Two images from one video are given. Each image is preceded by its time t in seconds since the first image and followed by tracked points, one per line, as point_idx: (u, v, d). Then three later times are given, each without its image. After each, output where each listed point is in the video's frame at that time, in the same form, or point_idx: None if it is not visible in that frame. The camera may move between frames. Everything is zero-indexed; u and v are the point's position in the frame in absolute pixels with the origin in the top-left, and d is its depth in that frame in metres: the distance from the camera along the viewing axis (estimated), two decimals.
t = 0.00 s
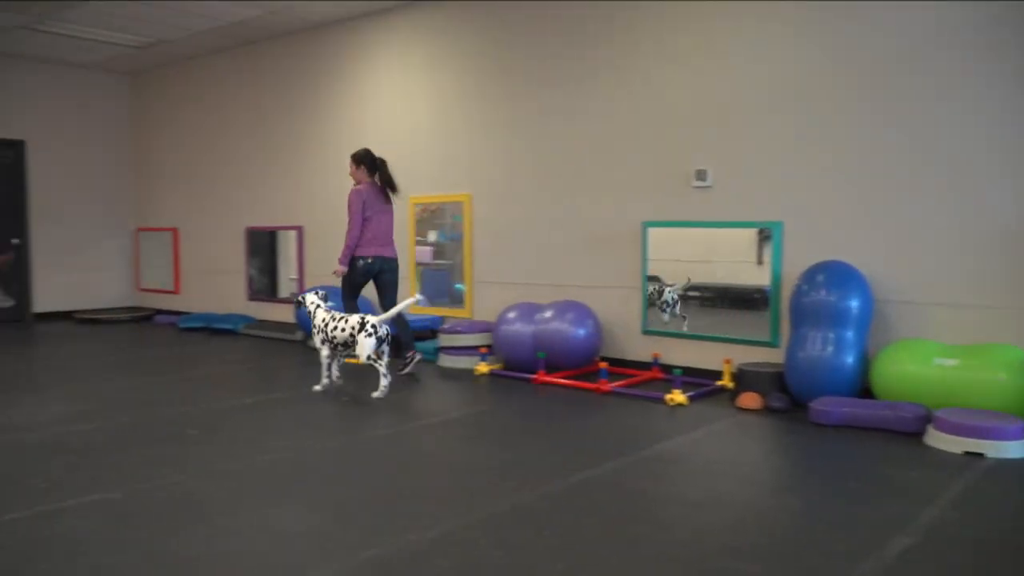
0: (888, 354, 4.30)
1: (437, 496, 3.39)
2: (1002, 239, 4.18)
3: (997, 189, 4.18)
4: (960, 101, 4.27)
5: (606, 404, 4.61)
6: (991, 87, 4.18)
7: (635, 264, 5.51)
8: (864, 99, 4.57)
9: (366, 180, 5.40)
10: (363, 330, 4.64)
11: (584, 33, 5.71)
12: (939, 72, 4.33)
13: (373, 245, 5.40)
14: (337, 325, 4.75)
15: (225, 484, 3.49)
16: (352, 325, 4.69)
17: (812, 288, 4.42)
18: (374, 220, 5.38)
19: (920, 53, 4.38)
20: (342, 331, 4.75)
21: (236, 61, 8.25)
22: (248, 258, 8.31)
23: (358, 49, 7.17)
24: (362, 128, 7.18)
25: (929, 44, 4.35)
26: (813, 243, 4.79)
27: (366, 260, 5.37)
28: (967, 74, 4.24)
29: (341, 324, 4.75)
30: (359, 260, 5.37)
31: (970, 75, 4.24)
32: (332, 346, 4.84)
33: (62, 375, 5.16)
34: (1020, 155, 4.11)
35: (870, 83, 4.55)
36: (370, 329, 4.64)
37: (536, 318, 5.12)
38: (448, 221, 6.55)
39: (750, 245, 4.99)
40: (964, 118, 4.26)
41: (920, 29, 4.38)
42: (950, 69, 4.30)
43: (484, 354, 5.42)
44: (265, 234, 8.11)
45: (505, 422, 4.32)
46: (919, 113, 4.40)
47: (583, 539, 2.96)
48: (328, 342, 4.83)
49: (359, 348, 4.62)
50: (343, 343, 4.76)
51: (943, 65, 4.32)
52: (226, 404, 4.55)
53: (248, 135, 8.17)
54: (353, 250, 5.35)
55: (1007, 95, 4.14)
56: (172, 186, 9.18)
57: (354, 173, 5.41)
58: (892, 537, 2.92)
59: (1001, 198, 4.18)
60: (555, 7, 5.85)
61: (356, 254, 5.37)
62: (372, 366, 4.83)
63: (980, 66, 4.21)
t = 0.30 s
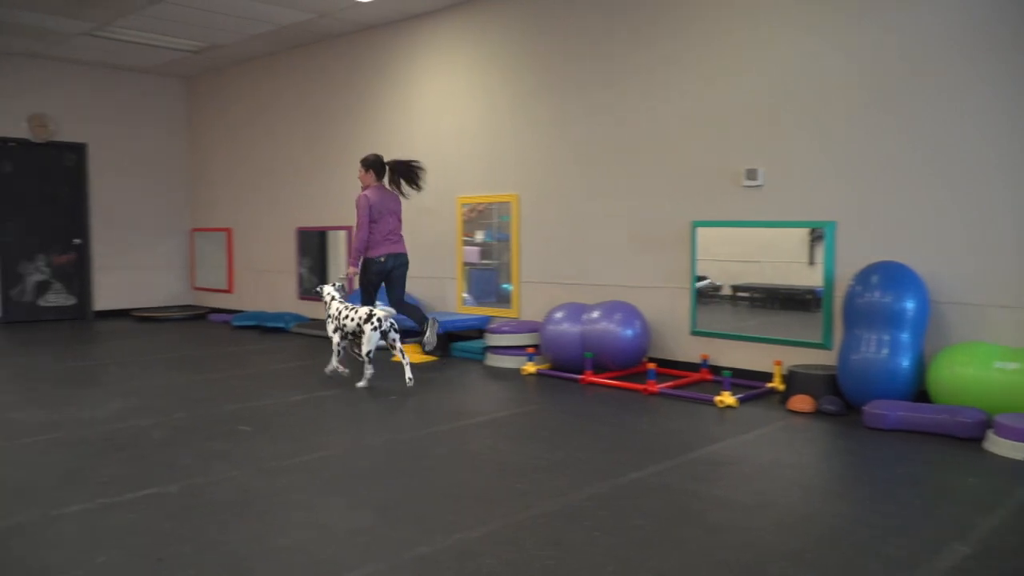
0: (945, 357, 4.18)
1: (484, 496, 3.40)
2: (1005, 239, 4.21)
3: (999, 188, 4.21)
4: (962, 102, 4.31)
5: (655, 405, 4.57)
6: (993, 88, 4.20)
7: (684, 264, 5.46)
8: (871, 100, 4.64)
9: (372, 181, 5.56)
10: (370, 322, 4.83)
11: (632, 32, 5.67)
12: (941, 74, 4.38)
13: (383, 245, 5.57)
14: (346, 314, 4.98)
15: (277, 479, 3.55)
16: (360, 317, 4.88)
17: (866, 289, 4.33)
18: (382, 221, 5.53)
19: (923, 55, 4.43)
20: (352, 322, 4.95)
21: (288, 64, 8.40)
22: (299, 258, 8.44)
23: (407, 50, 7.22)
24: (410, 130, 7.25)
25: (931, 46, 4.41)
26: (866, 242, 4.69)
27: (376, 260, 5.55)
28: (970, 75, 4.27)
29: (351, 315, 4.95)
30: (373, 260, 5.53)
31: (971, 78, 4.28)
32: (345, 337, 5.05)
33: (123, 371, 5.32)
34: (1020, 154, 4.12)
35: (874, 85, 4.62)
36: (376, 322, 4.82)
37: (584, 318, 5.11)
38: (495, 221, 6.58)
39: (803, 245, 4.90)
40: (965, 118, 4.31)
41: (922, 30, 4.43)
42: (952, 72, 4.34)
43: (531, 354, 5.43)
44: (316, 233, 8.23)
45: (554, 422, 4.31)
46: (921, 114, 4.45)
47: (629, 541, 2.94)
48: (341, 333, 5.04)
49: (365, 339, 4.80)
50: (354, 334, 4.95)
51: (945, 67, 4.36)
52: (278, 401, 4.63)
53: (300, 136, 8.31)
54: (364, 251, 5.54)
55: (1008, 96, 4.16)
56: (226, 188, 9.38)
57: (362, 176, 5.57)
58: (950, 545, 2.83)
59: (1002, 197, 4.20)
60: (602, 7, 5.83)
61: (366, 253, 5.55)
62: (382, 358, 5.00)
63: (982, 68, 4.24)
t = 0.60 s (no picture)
0: (1007, 361, 4.06)
1: (533, 495, 3.40)
2: (1005, 239, 4.27)
3: (999, 188, 4.28)
4: (961, 105, 4.40)
5: (704, 407, 4.52)
6: (990, 89, 4.28)
7: (735, 264, 5.39)
8: (875, 104, 4.74)
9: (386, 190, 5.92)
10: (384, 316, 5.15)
11: (682, 31, 5.62)
12: (938, 78, 4.47)
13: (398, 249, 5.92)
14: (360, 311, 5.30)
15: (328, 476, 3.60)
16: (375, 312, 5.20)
17: (924, 290, 4.23)
18: (394, 227, 5.91)
19: (921, 60, 4.53)
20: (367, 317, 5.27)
21: (339, 67, 8.51)
22: (349, 258, 8.55)
23: (457, 51, 7.25)
24: (460, 131, 7.29)
25: (928, 51, 4.50)
26: (922, 242, 4.57)
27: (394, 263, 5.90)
28: (966, 79, 4.36)
29: (366, 311, 5.27)
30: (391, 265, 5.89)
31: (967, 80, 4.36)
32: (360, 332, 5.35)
33: (180, 368, 5.45)
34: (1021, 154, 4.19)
35: (876, 90, 4.72)
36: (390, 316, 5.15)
37: (632, 319, 5.09)
38: (543, 220, 6.59)
39: (857, 245, 4.80)
40: (963, 121, 4.39)
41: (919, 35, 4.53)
42: (948, 75, 4.43)
43: (579, 354, 5.42)
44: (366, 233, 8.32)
45: (603, 422, 4.29)
46: (922, 117, 4.55)
47: (679, 543, 2.92)
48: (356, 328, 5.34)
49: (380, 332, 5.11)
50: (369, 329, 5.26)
51: (942, 71, 4.45)
52: (329, 399, 4.70)
53: (351, 138, 8.42)
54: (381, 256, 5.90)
55: (1006, 98, 4.23)
56: (279, 189, 9.56)
57: (378, 184, 5.94)
58: (1013, 554, 2.74)
59: (1002, 197, 4.27)
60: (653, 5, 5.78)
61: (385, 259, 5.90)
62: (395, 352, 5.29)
63: (978, 70, 4.32)
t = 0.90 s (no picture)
0: None
1: (580, 495, 3.39)
2: (1004, 238, 4.35)
3: (999, 187, 4.36)
4: (957, 104, 4.51)
5: (754, 409, 4.47)
6: (985, 85, 4.39)
7: (786, 264, 5.30)
8: (876, 111, 4.86)
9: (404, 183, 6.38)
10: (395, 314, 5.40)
11: (734, 28, 5.54)
12: (932, 79, 4.60)
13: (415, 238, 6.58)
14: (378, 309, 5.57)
15: (376, 473, 3.63)
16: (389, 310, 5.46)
17: (982, 291, 4.12)
18: (411, 216, 6.57)
19: (915, 63, 4.67)
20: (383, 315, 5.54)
21: (387, 69, 8.59)
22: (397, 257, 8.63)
23: (507, 52, 7.25)
24: (507, 131, 7.30)
25: (923, 53, 4.64)
26: (979, 242, 4.45)
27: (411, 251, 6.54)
28: (961, 76, 4.48)
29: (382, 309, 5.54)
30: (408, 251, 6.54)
31: (961, 78, 4.49)
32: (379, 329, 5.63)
33: (234, 366, 5.56)
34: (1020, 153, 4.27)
35: (876, 96, 4.85)
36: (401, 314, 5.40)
37: (680, 320, 5.04)
38: (589, 221, 6.57)
39: (913, 245, 4.68)
40: (959, 120, 4.51)
41: (912, 39, 4.68)
42: (941, 76, 4.57)
43: (626, 355, 5.39)
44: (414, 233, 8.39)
45: (651, 423, 4.27)
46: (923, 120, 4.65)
47: (728, 545, 2.89)
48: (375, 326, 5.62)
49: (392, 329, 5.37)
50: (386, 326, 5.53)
51: (936, 73, 4.59)
52: (377, 397, 4.75)
53: (399, 139, 8.49)
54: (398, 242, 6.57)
55: (1002, 93, 4.33)
56: (328, 189, 9.69)
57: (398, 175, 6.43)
58: None
59: (1002, 196, 4.35)
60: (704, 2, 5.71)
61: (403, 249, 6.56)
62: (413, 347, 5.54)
63: (972, 68, 4.45)
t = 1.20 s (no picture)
0: None
1: (626, 497, 3.38)
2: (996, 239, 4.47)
3: (997, 188, 4.48)
4: (959, 103, 4.61)
5: (804, 412, 4.40)
6: (984, 83, 4.50)
7: (837, 265, 5.21)
8: (896, 113, 4.91)
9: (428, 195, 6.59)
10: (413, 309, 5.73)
11: (786, 26, 5.45)
12: (932, 82, 4.73)
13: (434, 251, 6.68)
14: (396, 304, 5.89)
15: (423, 472, 3.66)
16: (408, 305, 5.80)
17: None
18: (433, 228, 6.66)
19: (915, 66, 4.80)
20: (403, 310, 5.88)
21: (435, 71, 8.65)
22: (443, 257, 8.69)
23: (555, 52, 7.23)
24: (553, 131, 7.31)
25: (922, 56, 4.77)
26: None
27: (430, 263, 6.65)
28: (959, 76, 4.60)
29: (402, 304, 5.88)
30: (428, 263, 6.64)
31: (961, 77, 4.60)
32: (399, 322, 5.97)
33: (284, 364, 5.65)
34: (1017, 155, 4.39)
35: (896, 99, 4.91)
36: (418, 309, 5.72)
37: (728, 321, 4.99)
38: (636, 220, 6.54)
39: (969, 246, 4.55)
40: (958, 122, 4.63)
41: (912, 44, 4.81)
42: (942, 78, 4.68)
43: (673, 356, 5.36)
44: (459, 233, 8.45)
45: (699, 425, 4.23)
46: (929, 122, 4.76)
47: (777, 549, 2.85)
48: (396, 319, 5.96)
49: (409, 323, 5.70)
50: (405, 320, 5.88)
51: (938, 74, 4.70)
52: (425, 396, 4.79)
53: (446, 139, 8.54)
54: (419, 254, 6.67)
55: (1000, 95, 4.44)
56: (375, 189, 9.78)
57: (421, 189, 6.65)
58: None
59: (998, 198, 4.48)
60: None
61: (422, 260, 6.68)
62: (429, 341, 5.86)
63: (972, 68, 4.55)
